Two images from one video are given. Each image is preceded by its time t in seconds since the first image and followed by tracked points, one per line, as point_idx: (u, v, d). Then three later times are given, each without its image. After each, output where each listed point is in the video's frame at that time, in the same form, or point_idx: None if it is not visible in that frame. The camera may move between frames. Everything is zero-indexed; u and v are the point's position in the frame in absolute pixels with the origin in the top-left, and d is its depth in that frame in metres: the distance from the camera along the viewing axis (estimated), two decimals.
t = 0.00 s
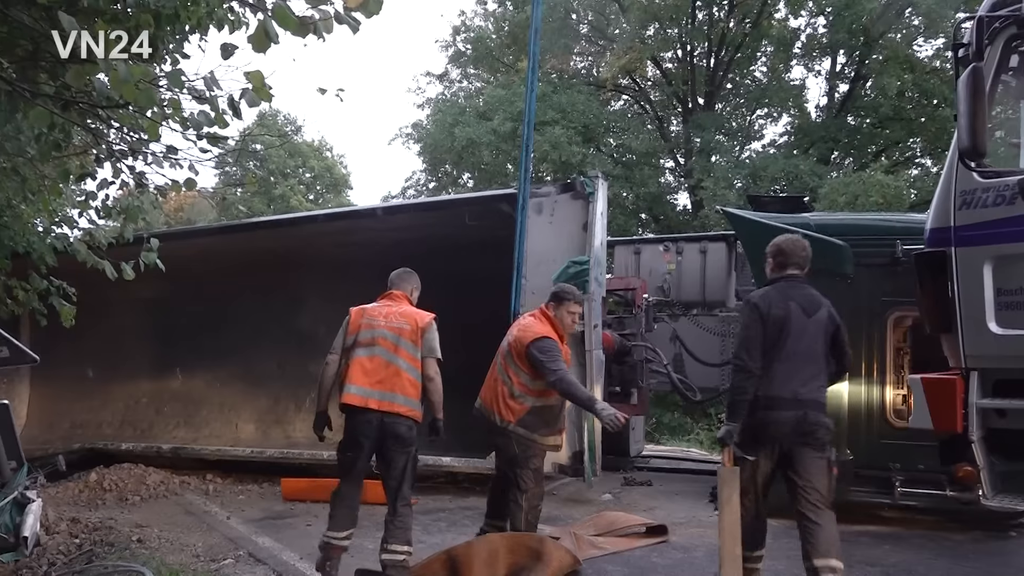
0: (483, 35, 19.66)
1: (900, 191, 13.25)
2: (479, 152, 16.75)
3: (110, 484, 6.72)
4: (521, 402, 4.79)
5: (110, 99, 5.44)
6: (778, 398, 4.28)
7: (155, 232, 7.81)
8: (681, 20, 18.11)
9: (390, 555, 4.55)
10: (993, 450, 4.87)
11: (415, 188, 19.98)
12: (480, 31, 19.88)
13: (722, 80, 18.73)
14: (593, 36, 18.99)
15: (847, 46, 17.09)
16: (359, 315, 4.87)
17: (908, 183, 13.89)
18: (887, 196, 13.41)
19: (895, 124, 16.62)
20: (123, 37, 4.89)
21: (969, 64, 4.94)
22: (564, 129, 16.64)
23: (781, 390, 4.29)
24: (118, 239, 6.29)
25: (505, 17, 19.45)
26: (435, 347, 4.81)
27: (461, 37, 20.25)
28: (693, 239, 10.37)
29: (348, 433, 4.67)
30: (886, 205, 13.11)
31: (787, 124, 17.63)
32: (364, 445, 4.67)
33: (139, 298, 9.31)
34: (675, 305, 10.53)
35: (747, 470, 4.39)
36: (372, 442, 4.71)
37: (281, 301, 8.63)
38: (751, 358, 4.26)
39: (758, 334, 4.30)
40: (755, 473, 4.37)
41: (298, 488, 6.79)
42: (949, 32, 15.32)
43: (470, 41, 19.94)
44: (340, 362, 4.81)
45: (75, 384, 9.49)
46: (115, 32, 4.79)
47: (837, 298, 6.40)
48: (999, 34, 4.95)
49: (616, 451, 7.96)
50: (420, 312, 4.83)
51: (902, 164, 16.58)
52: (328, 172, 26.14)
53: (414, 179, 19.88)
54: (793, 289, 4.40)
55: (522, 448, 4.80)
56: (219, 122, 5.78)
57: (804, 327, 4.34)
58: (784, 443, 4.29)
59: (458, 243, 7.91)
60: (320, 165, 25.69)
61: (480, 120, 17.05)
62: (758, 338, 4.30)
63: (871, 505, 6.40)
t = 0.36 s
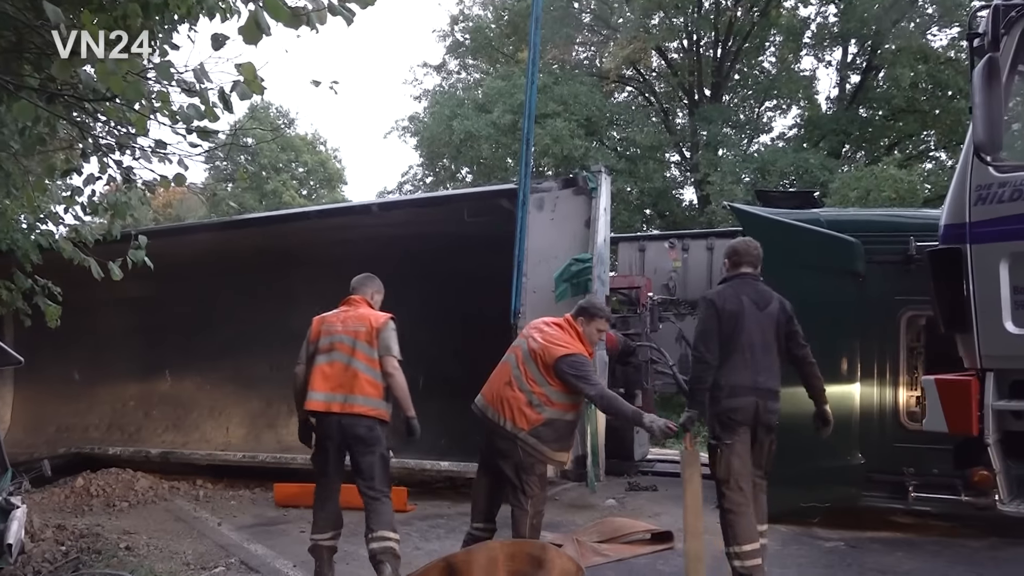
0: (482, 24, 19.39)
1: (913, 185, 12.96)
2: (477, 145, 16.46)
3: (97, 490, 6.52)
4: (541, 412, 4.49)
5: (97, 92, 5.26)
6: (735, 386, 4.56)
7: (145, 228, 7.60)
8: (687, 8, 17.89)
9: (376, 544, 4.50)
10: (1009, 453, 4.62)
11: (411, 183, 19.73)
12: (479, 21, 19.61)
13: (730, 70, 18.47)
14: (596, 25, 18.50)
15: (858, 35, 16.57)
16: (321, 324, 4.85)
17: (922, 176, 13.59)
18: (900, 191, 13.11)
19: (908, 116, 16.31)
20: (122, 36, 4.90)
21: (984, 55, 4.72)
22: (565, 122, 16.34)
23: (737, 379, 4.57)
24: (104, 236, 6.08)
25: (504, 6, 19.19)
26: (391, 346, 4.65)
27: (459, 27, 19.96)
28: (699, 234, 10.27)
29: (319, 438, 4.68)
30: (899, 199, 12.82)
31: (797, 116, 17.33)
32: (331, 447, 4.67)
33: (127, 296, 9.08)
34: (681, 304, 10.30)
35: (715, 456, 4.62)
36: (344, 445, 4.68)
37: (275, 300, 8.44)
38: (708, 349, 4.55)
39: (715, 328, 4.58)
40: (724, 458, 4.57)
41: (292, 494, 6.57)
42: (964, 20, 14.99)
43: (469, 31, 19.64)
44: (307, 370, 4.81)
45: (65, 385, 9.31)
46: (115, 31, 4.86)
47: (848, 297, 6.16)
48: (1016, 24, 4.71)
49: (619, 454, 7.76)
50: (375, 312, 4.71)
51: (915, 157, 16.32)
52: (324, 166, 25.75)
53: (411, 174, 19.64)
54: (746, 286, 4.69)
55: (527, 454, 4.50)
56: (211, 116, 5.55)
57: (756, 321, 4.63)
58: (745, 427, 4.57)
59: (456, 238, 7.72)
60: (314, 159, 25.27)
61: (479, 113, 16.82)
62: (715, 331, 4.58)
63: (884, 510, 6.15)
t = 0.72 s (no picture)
0: (483, 14, 19.09)
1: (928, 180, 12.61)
2: (478, 139, 16.19)
3: (85, 497, 6.33)
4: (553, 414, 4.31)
5: (86, 87, 5.16)
6: (714, 388, 4.72)
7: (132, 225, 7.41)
8: None
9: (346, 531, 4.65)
10: None
11: (411, 178, 19.49)
12: (479, 10, 19.31)
13: (738, 62, 18.20)
14: (601, 15, 17.93)
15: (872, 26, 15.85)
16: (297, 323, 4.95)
17: (938, 171, 13.23)
18: (915, 186, 12.77)
19: (924, 109, 15.95)
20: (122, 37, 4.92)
21: (1003, 45, 4.33)
22: (569, 115, 16.01)
23: (716, 381, 4.73)
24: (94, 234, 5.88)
25: None
26: (360, 342, 4.75)
27: (459, 17, 19.64)
28: (709, 232, 9.98)
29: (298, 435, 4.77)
30: (914, 195, 12.47)
31: (808, 108, 17.09)
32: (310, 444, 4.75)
33: (117, 295, 8.85)
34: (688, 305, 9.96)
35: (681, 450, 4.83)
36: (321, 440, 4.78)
37: (272, 300, 8.27)
38: (685, 353, 4.72)
39: (696, 332, 4.74)
40: (691, 452, 4.78)
41: (287, 500, 6.37)
42: (981, 9, 14.61)
43: (469, 21, 19.32)
44: (284, 371, 4.91)
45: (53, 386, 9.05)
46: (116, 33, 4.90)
47: (862, 295, 5.95)
48: None
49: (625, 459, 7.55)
50: (344, 309, 4.81)
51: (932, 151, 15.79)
52: (318, 161, 25.27)
53: (410, 168, 19.39)
54: (726, 292, 4.81)
55: (537, 458, 4.31)
56: (204, 112, 5.38)
57: (734, 326, 4.77)
58: (721, 425, 4.74)
59: (456, 236, 7.54)
60: (308, 155, 24.71)
61: (479, 106, 16.58)
62: (696, 335, 4.73)
63: (900, 517, 5.93)
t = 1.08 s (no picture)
0: (484, 5, 18.71)
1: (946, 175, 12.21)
2: (479, 134, 15.97)
3: (75, 504, 6.14)
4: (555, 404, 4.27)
5: (78, 80, 4.99)
6: (693, 388, 4.89)
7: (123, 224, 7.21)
8: None
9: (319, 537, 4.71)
10: None
11: (410, 174, 19.17)
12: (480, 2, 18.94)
13: (750, 54, 17.43)
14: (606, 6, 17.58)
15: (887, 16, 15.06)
16: (288, 328, 4.80)
17: (957, 166, 12.82)
18: (933, 182, 12.38)
19: (941, 102, 15.07)
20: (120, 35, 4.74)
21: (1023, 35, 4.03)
22: (574, 108, 15.32)
23: (694, 381, 4.90)
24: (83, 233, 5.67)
25: None
26: (356, 359, 4.66)
27: (460, 8, 19.27)
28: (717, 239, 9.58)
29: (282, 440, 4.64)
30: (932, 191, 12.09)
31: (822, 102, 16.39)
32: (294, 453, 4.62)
33: (114, 296, 8.70)
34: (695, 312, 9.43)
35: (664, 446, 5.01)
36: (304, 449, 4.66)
37: (273, 301, 8.15)
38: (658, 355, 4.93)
39: (671, 335, 4.92)
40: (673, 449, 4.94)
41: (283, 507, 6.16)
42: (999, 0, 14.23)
43: (470, 12, 18.96)
44: (270, 374, 4.75)
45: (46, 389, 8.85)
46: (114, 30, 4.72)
47: (880, 295, 5.75)
48: None
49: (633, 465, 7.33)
50: (344, 323, 4.69)
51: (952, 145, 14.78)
52: (314, 157, 24.30)
53: (409, 164, 19.04)
54: (700, 295, 4.98)
55: (542, 458, 4.25)
56: (198, 105, 5.19)
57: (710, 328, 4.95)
58: (697, 423, 4.91)
59: (458, 235, 7.35)
60: (303, 151, 23.66)
61: (481, 99, 16.29)
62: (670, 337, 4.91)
63: (919, 524, 5.72)
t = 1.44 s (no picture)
0: None
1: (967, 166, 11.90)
2: (484, 125, 15.80)
3: (70, 507, 5.99)
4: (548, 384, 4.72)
5: (70, 70, 4.81)
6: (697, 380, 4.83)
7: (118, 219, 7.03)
8: None
9: (311, 541, 4.65)
10: None
11: (411, 167, 18.90)
12: None
13: (764, 41, 17.07)
14: None
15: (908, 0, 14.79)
16: (283, 320, 4.97)
17: (977, 156, 12.48)
18: (954, 173, 12.05)
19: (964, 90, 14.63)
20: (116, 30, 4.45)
21: None
22: (581, 99, 14.94)
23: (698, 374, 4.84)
24: (77, 227, 5.53)
25: None
26: (351, 351, 4.87)
27: None
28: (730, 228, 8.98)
29: (278, 432, 4.84)
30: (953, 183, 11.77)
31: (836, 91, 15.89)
32: (289, 441, 4.81)
33: (113, 293, 8.56)
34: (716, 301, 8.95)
35: (666, 443, 4.87)
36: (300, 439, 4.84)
37: (275, 297, 8.01)
38: (660, 350, 4.83)
39: (672, 328, 4.84)
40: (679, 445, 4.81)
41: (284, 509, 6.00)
42: None
43: None
44: (264, 365, 4.92)
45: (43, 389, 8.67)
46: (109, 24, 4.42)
47: (898, 290, 5.57)
48: None
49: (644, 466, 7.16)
50: (338, 316, 4.89)
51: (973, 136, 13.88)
52: (315, 150, 23.16)
53: (411, 157, 18.77)
54: (697, 290, 4.96)
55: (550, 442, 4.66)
56: (195, 94, 5.02)
57: (709, 321, 4.92)
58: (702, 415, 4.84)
59: (464, 228, 7.19)
60: (303, 142, 22.41)
61: (486, 90, 16.06)
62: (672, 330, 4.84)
63: (939, 527, 5.53)
